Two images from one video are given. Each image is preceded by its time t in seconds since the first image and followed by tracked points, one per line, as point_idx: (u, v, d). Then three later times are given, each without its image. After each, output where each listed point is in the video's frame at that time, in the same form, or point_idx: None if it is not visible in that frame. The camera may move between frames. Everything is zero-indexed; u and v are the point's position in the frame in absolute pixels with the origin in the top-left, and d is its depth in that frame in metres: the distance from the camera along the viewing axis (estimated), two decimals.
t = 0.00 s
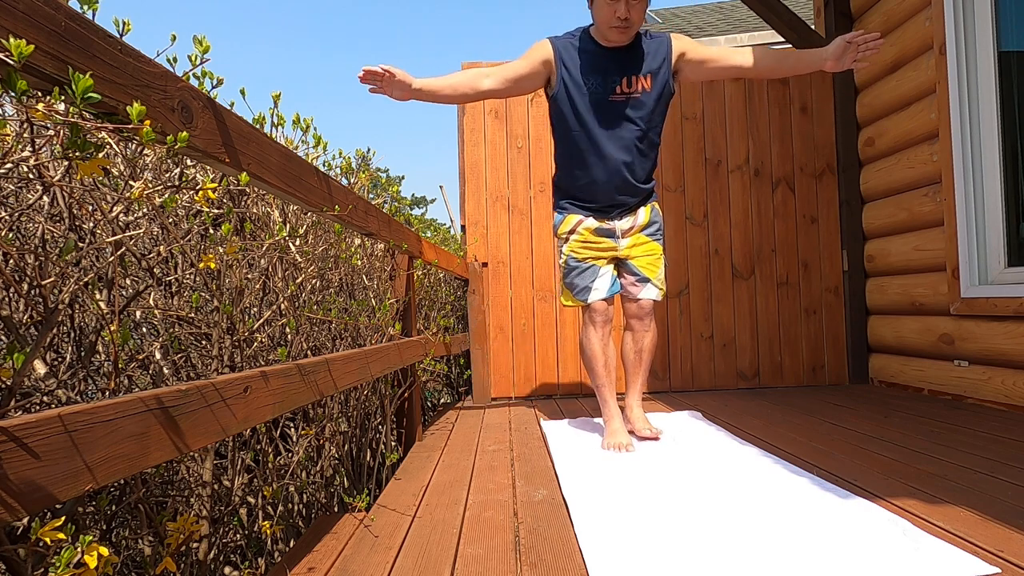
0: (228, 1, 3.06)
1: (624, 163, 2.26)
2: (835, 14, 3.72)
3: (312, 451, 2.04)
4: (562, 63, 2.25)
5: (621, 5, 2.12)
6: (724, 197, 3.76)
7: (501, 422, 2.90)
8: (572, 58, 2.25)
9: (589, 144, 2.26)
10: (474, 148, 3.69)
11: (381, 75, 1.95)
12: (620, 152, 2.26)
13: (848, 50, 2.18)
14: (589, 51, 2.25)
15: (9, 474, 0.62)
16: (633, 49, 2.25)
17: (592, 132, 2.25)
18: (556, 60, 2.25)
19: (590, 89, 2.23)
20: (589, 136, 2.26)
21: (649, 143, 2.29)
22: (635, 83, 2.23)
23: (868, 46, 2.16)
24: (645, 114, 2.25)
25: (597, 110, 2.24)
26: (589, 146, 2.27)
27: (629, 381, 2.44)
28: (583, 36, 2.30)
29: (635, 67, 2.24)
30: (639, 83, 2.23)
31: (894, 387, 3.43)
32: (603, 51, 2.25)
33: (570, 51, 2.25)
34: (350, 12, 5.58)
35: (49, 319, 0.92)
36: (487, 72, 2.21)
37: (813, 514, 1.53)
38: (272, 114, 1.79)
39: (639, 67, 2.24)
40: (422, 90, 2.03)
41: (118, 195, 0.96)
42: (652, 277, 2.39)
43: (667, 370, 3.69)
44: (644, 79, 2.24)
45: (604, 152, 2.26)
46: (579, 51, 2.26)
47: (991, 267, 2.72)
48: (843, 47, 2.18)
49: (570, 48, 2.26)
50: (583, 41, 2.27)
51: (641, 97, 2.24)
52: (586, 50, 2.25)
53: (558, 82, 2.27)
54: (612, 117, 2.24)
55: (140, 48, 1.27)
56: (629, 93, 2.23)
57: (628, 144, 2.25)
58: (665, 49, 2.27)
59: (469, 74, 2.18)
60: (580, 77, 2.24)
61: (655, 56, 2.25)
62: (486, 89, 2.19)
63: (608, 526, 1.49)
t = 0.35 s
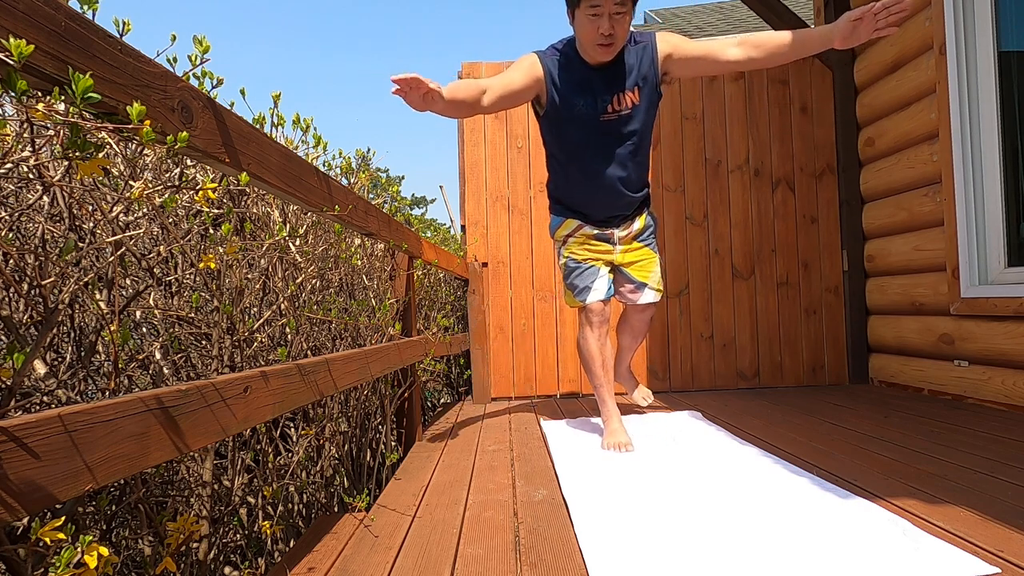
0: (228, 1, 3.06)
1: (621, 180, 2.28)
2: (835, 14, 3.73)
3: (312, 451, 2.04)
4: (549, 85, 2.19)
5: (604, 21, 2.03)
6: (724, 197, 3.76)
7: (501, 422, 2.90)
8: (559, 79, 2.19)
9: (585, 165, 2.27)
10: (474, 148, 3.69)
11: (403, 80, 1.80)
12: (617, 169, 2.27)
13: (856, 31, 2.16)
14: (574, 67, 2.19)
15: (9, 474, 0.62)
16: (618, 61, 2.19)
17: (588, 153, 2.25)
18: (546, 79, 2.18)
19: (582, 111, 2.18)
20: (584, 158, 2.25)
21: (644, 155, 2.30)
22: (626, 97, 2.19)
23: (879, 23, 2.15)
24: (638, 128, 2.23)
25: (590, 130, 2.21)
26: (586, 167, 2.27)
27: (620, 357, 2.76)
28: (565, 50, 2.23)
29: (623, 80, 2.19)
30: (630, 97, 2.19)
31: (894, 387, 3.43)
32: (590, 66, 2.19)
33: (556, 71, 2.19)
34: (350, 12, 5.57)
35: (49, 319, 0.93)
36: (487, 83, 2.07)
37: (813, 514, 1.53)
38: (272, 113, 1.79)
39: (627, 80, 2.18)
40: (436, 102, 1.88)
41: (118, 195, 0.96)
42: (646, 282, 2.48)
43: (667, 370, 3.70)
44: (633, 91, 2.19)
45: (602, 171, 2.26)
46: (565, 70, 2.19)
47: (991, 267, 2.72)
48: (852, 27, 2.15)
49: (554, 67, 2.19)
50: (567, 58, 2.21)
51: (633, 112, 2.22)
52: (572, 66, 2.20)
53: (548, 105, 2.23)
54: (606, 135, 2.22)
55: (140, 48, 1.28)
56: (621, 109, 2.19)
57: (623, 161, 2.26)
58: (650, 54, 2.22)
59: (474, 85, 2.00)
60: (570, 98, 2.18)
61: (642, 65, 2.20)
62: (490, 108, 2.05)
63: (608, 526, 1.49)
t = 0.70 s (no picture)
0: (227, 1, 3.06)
1: (622, 203, 2.39)
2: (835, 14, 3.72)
3: (312, 451, 2.04)
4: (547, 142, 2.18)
5: (583, 72, 2.00)
6: (724, 197, 3.76)
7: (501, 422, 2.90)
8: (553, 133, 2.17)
9: (590, 199, 2.34)
10: (474, 147, 3.69)
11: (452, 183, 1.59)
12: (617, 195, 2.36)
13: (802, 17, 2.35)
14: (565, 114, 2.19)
15: (9, 474, 0.62)
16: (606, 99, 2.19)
17: (597, 191, 2.32)
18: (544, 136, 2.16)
19: (586, 161, 2.23)
20: (589, 195, 2.32)
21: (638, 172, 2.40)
22: (621, 130, 2.23)
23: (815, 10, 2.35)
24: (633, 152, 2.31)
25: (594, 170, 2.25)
26: (590, 200, 2.34)
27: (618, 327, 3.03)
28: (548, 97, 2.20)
29: (614, 116, 2.20)
30: (624, 128, 2.23)
31: (894, 387, 3.43)
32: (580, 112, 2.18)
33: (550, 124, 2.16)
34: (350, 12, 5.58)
35: (49, 319, 0.93)
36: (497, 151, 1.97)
37: (813, 514, 1.53)
38: (272, 114, 1.79)
39: (619, 114, 2.21)
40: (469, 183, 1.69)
41: (118, 195, 0.96)
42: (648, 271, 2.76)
43: (667, 370, 3.69)
44: (626, 121, 2.23)
45: (605, 200, 2.35)
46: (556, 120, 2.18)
47: (991, 268, 2.72)
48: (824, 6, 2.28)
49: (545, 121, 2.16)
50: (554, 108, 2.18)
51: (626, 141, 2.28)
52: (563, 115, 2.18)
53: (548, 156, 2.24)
54: (608, 170, 2.28)
55: (140, 48, 1.27)
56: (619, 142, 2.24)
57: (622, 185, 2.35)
58: (631, 81, 2.25)
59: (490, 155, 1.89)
60: (571, 150, 2.20)
61: (628, 94, 2.23)
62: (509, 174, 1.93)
63: (608, 526, 1.49)
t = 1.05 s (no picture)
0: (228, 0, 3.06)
1: (627, 213, 2.41)
2: (835, 14, 3.72)
3: (312, 451, 2.04)
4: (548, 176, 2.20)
5: (576, 112, 1.98)
6: (724, 197, 3.76)
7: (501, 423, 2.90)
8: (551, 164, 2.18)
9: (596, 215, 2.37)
10: (474, 148, 3.69)
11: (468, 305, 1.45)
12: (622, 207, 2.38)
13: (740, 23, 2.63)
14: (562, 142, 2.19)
15: (9, 474, 0.62)
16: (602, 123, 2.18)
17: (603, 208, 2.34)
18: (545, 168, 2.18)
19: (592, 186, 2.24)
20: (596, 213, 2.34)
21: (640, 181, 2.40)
22: (620, 149, 2.23)
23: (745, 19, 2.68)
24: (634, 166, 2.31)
25: (597, 191, 2.27)
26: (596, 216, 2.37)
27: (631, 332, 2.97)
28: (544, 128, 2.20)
29: (612, 137, 2.20)
30: (624, 147, 2.23)
31: (894, 387, 3.42)
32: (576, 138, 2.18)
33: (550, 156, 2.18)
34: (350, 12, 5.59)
35: (49, 319, 0.92)
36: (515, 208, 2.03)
37: (813, 514, 1.53)
38: (272, 113, 1.79)
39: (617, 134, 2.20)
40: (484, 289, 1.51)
41: (118, 195, 0.96)
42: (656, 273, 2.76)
43: (667, 369, 3.69)
44: (624, 139, 2.22)
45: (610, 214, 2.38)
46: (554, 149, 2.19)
47: (991, 267, 2.72)
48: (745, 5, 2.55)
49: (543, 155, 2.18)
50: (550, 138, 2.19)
51: (626, 158, 2.28)
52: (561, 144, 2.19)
53: (551, 186, 2.26)
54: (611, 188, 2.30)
55: (140, 48, 1.27)
56: (619, 160, 2.25)
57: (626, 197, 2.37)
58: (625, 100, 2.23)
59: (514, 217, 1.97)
60: (577, 179, 2.22)
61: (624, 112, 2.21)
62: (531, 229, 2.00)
63: (608, 526, 1.49)
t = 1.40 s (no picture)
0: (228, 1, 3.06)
1: (619, 214, 2.41)
2: (835, 14, 3.72)
3: (312, 451, 2.04)
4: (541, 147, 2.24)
5: (584, 77, 2.04)
6: (724, 197, 3.77)
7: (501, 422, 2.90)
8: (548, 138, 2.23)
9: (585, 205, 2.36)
10: (474, 148, 3.70)
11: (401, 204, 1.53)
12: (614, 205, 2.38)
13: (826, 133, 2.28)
14: (563, 122, 2.25)
15: (9, 474, 0.62)
16: (605, 112, 2.24)
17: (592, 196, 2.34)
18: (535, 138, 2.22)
19: (580, 167, 2.26)
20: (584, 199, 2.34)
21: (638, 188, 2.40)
22: (619, 145, 2.26)
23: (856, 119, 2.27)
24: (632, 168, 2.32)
25: (588, 179, 2.29)
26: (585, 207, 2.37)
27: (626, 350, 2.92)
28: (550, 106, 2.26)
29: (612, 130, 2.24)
30: (622, 144, 2.26)
31: (894, 387, 3.42)
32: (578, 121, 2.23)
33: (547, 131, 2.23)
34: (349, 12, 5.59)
35: (49, 319, 0.92)
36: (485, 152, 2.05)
37: (813, 514, 1.53)
38: (272, 113, 1.79)
39: (618, 128, 2.24)
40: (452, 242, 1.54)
41: (118, 195, 0.96)
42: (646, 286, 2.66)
43: (667, 370, 3.69)
44: (625, 137, 2.25)
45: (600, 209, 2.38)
46: (554, 127, 2.24)
47: (991, 267, 2.72)
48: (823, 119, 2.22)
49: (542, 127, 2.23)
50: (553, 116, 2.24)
51: (625, 156, 2.29)
52: (561, 124, 2.24)
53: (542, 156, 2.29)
54: (604, 182, 2.31)
55: (140, 48, 1.27)
56: (616, 156, 2.27)
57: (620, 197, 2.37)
58: (637, 103, 2.26)
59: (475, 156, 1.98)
60: (568, 155, 2.25)
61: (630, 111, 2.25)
62: (491, 178, 2.01)
63: (608, 526, 1.49)
